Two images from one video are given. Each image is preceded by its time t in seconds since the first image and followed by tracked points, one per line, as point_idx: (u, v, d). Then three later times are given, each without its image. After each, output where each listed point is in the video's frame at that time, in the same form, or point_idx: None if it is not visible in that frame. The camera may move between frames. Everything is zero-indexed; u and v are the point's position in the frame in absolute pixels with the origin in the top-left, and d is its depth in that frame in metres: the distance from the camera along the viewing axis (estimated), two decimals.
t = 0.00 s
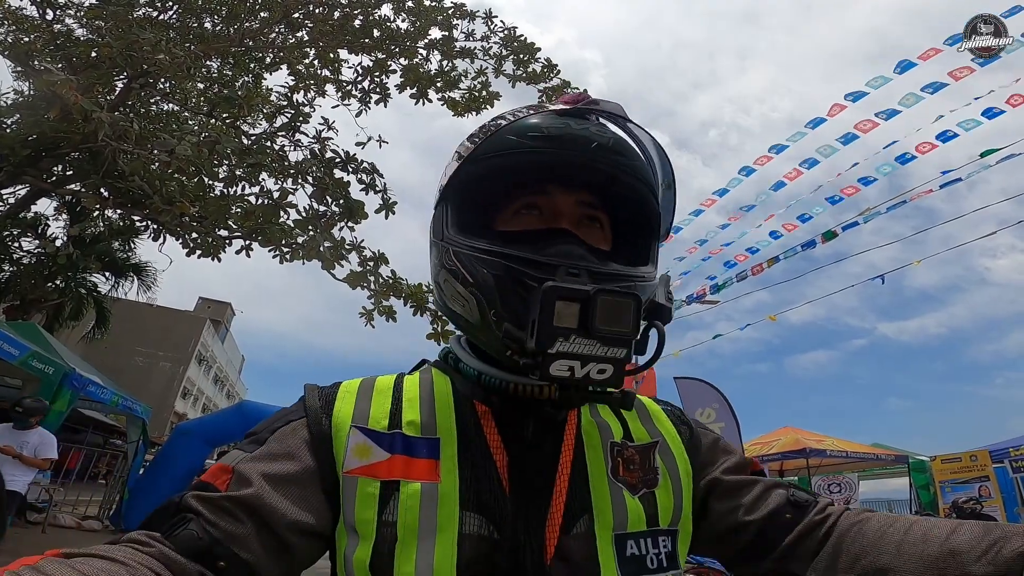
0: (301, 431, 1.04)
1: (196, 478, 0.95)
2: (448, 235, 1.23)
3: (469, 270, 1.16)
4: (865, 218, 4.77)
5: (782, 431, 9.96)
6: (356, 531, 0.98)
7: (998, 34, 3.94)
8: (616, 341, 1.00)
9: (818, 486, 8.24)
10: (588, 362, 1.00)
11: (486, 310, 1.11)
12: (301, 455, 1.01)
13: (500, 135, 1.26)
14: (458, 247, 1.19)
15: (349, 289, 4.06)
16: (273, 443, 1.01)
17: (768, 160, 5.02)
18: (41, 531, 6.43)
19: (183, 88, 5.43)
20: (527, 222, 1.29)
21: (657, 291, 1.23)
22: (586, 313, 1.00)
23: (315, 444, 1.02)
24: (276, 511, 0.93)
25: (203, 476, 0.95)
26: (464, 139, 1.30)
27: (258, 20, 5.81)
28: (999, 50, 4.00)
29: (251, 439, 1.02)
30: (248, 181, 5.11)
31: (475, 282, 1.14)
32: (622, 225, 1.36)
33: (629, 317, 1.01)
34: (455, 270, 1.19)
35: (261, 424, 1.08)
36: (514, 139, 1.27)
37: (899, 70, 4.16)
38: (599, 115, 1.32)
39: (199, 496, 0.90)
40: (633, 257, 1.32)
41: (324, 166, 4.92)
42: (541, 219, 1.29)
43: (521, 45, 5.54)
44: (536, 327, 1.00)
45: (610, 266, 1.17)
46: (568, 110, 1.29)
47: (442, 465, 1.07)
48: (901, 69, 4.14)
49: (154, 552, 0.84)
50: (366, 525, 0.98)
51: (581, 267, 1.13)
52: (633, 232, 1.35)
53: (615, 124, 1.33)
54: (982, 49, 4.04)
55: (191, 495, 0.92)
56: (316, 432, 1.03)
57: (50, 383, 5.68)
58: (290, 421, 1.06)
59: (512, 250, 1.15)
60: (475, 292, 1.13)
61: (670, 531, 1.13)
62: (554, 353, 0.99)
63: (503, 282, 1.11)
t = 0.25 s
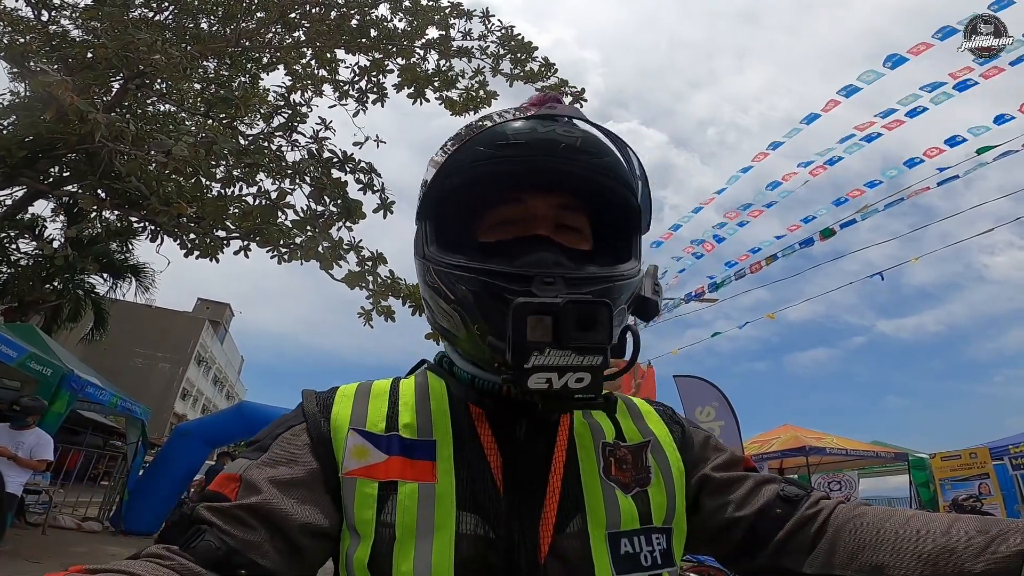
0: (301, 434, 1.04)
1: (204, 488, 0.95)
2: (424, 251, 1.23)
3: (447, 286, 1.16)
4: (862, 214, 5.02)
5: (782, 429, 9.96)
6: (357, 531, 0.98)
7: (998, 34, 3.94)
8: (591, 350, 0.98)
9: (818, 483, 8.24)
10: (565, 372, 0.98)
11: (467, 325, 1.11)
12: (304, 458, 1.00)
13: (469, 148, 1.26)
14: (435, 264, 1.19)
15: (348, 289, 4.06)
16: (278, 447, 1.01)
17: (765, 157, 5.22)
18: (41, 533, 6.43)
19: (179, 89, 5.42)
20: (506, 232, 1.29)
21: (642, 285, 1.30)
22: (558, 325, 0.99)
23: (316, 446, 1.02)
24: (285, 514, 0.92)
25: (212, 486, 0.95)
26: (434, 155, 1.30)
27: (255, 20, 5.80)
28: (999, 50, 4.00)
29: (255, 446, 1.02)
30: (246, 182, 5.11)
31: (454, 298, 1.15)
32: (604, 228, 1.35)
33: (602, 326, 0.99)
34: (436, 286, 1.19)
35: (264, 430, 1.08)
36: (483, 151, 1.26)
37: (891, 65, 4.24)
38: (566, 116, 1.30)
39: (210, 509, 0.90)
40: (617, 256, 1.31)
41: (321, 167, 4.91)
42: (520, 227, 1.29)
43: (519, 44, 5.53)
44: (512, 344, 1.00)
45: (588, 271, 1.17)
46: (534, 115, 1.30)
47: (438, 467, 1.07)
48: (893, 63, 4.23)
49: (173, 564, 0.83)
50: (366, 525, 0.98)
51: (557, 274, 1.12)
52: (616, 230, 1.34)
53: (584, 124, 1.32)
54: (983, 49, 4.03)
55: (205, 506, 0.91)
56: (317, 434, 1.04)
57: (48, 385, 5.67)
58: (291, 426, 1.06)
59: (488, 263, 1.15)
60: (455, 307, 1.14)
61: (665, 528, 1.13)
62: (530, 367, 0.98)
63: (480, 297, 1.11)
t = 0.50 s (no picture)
0: (310, 438, 1.05)
1: (218, 498, 0.96)
2: (422, 259, 1.24)
3: (445, 294, 1.17)
4: (863, 216, 5.10)
5: (782, 429, 9.95)
6: (365, 532, 0.98)
7: (998, 34, 3.94)
8: (586, 352, 0.99)
9: (818, 484, 8.23)
10: (562, 376, 0.98)
11: (468, 330, 1.12)
12: (317, 462, 1.01)
13: (460, 155, 1.26)
14: (433, 272, 1.20)
15: (348, 289, 4.05)
16: (287, 452, 1.02)
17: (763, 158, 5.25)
18: (41, 532, 6.42)
19: (180, 88, 5.42)
20: (503, 236, 1.30)
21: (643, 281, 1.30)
22: (553, 330, 0.99)
23: (325, 449, 1.03)
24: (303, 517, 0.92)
25: (226, 496, 0.96)
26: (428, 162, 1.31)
27: (255, 20, 5.79)
28: (999, 50, 4.01)
29: (265, 451, 1.03)
30: (246, 181, 5.10)
31: (452, 305, 1.16)
32: (598, 229, 1.34)
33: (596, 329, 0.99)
34: (436, 294, 1.20)
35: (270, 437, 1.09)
36: (475, 156, 1.27)
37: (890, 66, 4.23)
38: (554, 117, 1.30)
39: (229, 522, 0.90)
40: (615, 255, 1.31)
41: (321, 166, 4.91)
42: (517, 231, 1.30)
43: (519, 44, 5.53)
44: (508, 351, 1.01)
45: (583, 272, 1.16)
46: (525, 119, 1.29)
47: (443, 468, 1.07)
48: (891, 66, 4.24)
49: None
50: (373, 526, 0.98)
51: (553, 277, 1.12)
52: (613, 228, 1.34)
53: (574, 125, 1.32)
54: (982, 48, 4.04)
55: (222, 520, 0.91)
56: (326, 437, 1.04)
57: (49, 384, 5.67)
58: (299, 429, 1.07)
59: (485, 270, 1.16)
60: (455, 315, 1.14)
61: (668, 529, 1.12)
62: (527, 372, 0.99)
63: (478, 305, 1.12)
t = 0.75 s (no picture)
0: (306, 443, 1.04)
1: (215, 504, 0.97)
2: (435, 250, 1.24)
3: (458, 284, 1.16)
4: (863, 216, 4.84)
5: (781, 430, 9.95)
6: (368, 535, 0.98)
7: (998, 34, 3.94)
8: (609, 340, 0.99)
9: (818, 485, 8.23)
10: (585, 364, 0.99)
11: (482, 320, 1.10)
12: (315, 467, 1.00)
13: (476, 148, 1.27)
14: (446, 262, 1.19)
15: (349, 289, 4.06)
16: (283, 460, 1.01)
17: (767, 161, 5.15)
18: (41, 532, 6.42)
19: (181, 89, 5.42)
20: (515, 230, 1.29)
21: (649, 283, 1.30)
22: (578, 316, 1.00)
23: (322, 453, 1.02)
24: (304, 528, 0.93)
25: (224, 502, 0.97)
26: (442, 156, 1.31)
27: (256, 20, 5.79)
28: (999, 50, 4.01)
29: (261, 457, 1.02)
30: (247, 182, 5.11)
31: (466, 294, 1.14)
32: (608, 227, 1.35)
33: (620, 317, 1.00)
34: (447, 285, 1.19)
35: (265, 441, 1.07)
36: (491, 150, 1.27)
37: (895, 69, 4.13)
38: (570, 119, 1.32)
39: (229, 531, 0.90)
40: (625, 253, 1.31)
41: (322, 167, 4.92)
42: (529, 226, 1.29)
43: (520, 45, 5.54)
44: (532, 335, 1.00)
45: (599, 266, 1.17)
46: (542, 116, 1.31)
47: (444, 469, 1.07)
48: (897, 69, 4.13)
49: None
50: (376, 530, 0.98)
51: (570, 269, 1.12)
52: (623, 228, 1.35)
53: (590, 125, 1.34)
54: (982, 49, 4.04)
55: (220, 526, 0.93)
56: (322, 440, 1.04)
57: (49, 384, 5.67)
58: (296, 434, 1.06)
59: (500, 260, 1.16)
60: (468, 304, 1.13)
61: (666, 532, 1.13)
62: (550, 358, 0.99)
63: (494, 293, 1.11)
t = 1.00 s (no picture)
0: (303, 446, 1.03)
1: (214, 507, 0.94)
2: (439, 247, 1.24)
3: (465, 284, 1.16)
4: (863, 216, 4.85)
5: (783, 430, 9.94)
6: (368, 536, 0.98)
7: (998, 34, 3.93)
8: (625, 357, 0.99)
9: (820, 485, 8.22)
10: (601, 381, 0.99)
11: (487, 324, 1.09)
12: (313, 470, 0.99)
13: (485, 143, 1.24)
14: (451, 262, 1.19)
15: (350, 289, 4.06)
16: (280, 463, 1.00)
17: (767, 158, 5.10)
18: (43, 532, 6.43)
19: (183, 89, 5.43)
20: (518, 228, 1.29)
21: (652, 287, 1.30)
22: (597, 331, 1.00)
23: (319, 454, 1.02)
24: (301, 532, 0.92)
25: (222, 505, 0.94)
26: (447, 146, 1.29)
27: (258, 21, 5.80)
28: (999, 50, 4.00)
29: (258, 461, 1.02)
30: (249, 182, 5.12)
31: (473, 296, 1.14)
32: (610, 227, 1.36)
33: (637, 334, 1.00)
34: (450, 284, 1.19)
35: (262, 444, 1.08)
36: (500, 146, 1.25)
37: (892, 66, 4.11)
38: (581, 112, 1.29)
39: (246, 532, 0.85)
40: (627, 255, 1.33)
41: (323, 167, 4.92)
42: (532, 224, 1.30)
43: (521, 44, 5.54)
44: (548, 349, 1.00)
45: (609, 274, 1.17)
46: (551, 105, 1.30)
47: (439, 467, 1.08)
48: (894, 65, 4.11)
49: None
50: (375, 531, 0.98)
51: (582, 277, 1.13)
52: (625, 229, 1.36)
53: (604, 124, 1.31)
54: (982, 48, 4.03)
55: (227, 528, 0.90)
56: (318, 441, 1.03)
57: (51, 384, 5.68)
58: (292, 437, 1.06)
59: (509, 263, 1.15)
60: (473, 306, 1.12)
61: (664, 531, 1.13)
62: (566, 375, 0.98)
63: (503, 299, 1.11)
